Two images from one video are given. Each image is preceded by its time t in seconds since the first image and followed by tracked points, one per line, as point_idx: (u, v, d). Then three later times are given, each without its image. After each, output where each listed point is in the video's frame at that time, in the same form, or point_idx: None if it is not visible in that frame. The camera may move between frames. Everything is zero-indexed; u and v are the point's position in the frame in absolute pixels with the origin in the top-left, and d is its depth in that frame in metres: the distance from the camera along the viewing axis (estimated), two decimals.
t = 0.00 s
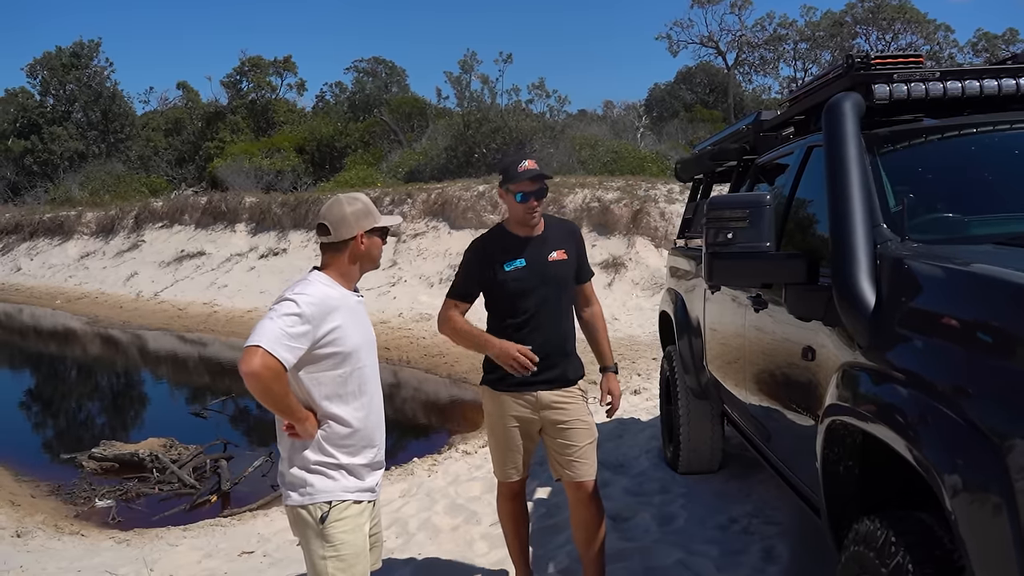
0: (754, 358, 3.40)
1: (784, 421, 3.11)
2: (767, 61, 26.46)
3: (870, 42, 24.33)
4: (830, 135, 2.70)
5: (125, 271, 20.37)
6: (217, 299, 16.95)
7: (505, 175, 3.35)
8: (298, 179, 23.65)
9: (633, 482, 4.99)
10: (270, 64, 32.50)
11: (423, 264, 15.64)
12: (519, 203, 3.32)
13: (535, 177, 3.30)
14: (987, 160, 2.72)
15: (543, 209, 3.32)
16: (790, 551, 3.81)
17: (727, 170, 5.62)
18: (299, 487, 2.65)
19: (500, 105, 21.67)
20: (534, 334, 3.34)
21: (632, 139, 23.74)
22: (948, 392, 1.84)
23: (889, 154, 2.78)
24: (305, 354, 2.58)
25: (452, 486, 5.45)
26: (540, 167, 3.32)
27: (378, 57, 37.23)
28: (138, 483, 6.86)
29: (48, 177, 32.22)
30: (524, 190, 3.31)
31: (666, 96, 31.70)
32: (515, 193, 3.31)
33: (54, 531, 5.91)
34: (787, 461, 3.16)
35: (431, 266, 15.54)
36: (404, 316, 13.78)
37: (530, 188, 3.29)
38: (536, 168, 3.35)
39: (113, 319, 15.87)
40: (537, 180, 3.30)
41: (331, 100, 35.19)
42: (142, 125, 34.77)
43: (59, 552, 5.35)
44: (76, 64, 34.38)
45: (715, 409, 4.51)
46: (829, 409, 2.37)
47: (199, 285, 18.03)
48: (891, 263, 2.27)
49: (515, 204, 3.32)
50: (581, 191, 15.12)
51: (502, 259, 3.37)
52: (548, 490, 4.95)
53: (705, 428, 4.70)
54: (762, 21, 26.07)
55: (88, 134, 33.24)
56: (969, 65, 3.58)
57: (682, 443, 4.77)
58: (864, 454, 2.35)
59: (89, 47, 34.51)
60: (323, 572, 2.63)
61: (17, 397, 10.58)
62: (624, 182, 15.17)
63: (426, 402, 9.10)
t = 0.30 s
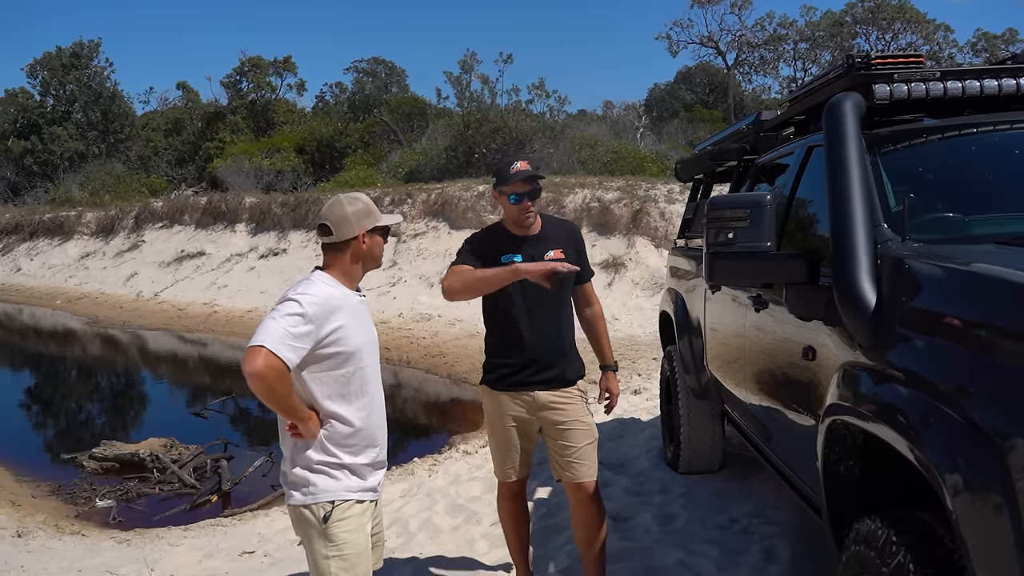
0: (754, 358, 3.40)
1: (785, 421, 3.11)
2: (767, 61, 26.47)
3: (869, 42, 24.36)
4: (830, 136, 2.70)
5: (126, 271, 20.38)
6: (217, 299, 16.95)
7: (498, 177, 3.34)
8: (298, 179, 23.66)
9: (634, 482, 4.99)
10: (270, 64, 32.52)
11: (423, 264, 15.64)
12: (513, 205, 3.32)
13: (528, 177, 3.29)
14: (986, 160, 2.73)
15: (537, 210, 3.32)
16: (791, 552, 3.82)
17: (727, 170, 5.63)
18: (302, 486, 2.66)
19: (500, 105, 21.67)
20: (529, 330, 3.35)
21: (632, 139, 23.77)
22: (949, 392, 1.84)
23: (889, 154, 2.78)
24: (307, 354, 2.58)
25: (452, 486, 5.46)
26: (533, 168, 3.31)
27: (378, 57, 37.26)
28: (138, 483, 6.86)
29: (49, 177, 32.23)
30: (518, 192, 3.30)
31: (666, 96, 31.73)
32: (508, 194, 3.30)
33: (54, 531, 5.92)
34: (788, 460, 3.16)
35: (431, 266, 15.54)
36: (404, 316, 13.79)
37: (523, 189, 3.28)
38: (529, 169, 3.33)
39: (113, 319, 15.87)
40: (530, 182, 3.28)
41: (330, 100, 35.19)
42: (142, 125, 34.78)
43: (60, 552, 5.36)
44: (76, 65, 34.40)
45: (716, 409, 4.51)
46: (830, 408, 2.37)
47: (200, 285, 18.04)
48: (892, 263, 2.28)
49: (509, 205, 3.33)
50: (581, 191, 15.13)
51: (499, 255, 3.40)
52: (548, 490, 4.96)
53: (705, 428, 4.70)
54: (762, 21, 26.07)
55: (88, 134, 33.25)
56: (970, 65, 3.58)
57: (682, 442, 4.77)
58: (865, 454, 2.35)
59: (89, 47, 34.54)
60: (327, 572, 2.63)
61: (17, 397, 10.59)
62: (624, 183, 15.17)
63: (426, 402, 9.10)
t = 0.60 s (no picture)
0: (755, 358, 3.41)
1: (785, 420, 3.12)
2: (767, 61, 26.47)
3: (869, 43, 24.37)
4: (832, 135, 2.70)
5: (126, 271, 20.37)
6: (218, 299, 16.94)
7: (495, 176, 3.36)
8: (298, 179, 23.66)
9: (634, 482, 4.99)
10: (270, 64, 32.52)
11: (423, 263, 15.63)
12: (511, 204, 3.35)
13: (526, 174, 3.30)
14: (987, 160, 2.73)
15: (534, 209, 3.34)
16: (792, 551, 3.82)
17: (727, 170, 5.63)
18: (304, 486, 2.66)
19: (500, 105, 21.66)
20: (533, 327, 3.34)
21: (633, 139, 23.77)
22: (951, 391, 1.84)
23: (890, 154, 2.78)
24: (310, 354, 2.58)
25: (453, 486, 5.45)
26: (528, 165, 3.31)
27: (378, 57, 37.28)
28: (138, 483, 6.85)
29: (49, 177, 32.25)
30: (514, 191, 3.32)
31: (666, 96, 31.74)
32: (505, 193, 3.33)
33: (55, 530, 5.92)
34: (789, 460, 3.16)
35: (432, 265, 15.54)
36: (404, 316, 13.78)
37: (519, 188, 3.30)
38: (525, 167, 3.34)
39: (113, 319, 15.86)
40: (525, 181, 3.29)
41: (330, 100, 35.19)
42: (142, 125, 34.77)
43: (61, 552, 5.36)
44: (76, 65, 34.39)
45: (716, 408, 4.51)
46: (832, 408, 2.37)
47: (200, 285, 18.04)
48: (892, 263, 2.28)
49: (507, 205, 3.35)
50: (582, 191, 15.12)
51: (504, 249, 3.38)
52: (549, 490, 4.96)
53: (705, 428, 4.70)
54: (762, 21, 26.06)
55: (89, 134, 33.26)
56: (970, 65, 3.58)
57: (683, 442, 4.78)
58: (866, 454, 2.35)
59: (89, 47, 34.53)
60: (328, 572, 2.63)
61: (18, 397, 10.59)
62: (625, 183, 15.18)
63: (426, 402, 9.10)
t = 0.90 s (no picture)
0: (755, 358, 3.41)
1: (786, 420, 3.12)
2: (768, 60, 26.46)
3: (870, 42, 24.36)
4: (834, 134, 2.70)
5: (126, 271, 20.37)
6: (218, 299, 16.93)
7: (501, 173, 3.35)
8: (299, 179, 23.65)
9: (635, 481, 4.99)
10: (271, 64, 32.51)
11: (423, 263, 15.62)
12: (519, 201, 3.35)
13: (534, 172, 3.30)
14: (989, 159, 2.73)
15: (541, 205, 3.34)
16: (793, 551, 3.82)
17: (728, 170, 5.64)
18: (305, 486, 2.66)
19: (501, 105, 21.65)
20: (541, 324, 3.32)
21: (633, 139, 23.75)
22: (952, 390, 1.84)
23: (892, 153, 2.78)
24: (311, 354, 2.58)
25: (454, 485, 5.45)
26: (536, 162, 3.31)
27: (379, 57, 37.29)
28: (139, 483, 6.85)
29: (49, 176, 32.26)
30: (522, 187, 3.33)
31: (666, 96, 31.74)
32: (512, 190, 3.32)
33: (55, 530, 5.92)
34: (790, 459, 3.16)
35: (432, 265, 15.53)
36: (405, 315, 13.77)
37: (527, 185, 3.30)
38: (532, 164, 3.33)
39: (114, 319, 15.85)
40: (533, 176, 3.29)
41: (331, 100, 35.19)
42: (143, 125, 34.77)
43: (61, 551, 5.36)
44: (77, 64, 34.37)
45: (717, 408, 4.50)
46: (833, 408, 2.37)
47: (200, 285, 18.03)
48: (894, 262, 2.27)
49: (514, 201, 3.35)
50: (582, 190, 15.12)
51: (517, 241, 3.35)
52: (551, 490, 4.95)
53: (707, 428, 4.70)
54: (763, 21, 26.06)
55: (89, 134, 33.24)
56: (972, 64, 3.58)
57: (684, 442, 4.77)
58: (868, 454, 2.35)
59: (89, 47, 34.50)
60: (330, 571, 2.63)
61: (18, 397, 10.58)
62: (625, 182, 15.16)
63: (426, 402, 9.10)
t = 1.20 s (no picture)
0: (757, 358, 3.41)
1: (787, 420, 3.12)
2: (768, 60, 26.48)
3: (871, 42, 24.40)
4: (834, 134, 2.70)
5: (127, 271, 20.38)
6: (219, 299, 16.92)
7: (526, 171, 3.33)
8: (300, 179, 23.66)
9: (636, 481, 4.98)
10: (272, 64, 32.52)
11: (424, 263, 15.63)
12: (541, 197, 3.30)
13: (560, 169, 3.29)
14: (990, 158, 2.72)
15: (564, 203, 3.30)
16: (794, 551, 3.82)
17: (729, 170, 5.64)
18: (307, 486, 2.65)
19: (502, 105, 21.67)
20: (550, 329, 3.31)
21: (633, 139, 23.77)
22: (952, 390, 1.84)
23: (893, 153, 2.77)
24: (312, 354, 2.58)
25: (455, 486, 5.45)
26: (561, 161, 3.30)
27: (380, 57, 37.32)
28: (140, 483, 6.85)
29: (50, 176, 32.28)
30: (546, 184, 3.29)
31: (667, 96, 31.77)
32: (536, 186, 3.29)
33: (56, 530, 5.92)
34: (791, 459, 3.15)
35: (433, 265, 15.54)
36: (405, 315, 13.76)
37: (552, 181, 3.27)
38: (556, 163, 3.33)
39: (115, 319, 15.85)
40: (558, 173, 3.27)
41: (331, 100, 35.20)
42: (143, 125, 34.78)
43: (62, 551, 5.36)
44: (78, 64, 34.35)
45: (718, 408, 4.49)
46: (834, 408, 2.37)
47: (201, 285, 18.04)
48: (895, 262, 2.27)
49: (537, 197, 3.30)
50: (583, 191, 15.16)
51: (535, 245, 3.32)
52: (552, 490, 4.95)
53: (708, 428, 4.69)
54: (763, 21, 26.08)
55: (90, 133, 33.25)
56: (973, 64, 3.57)
57: (685, 442, 4.76)
58: (869, 454, 2.34)
59: (90, 46, 34.50)
60: (332, 571, 2.63)
61: (18, 397, 10.57)
62: (626, 182, 15.17)
63: (427, 402, 9.11)
